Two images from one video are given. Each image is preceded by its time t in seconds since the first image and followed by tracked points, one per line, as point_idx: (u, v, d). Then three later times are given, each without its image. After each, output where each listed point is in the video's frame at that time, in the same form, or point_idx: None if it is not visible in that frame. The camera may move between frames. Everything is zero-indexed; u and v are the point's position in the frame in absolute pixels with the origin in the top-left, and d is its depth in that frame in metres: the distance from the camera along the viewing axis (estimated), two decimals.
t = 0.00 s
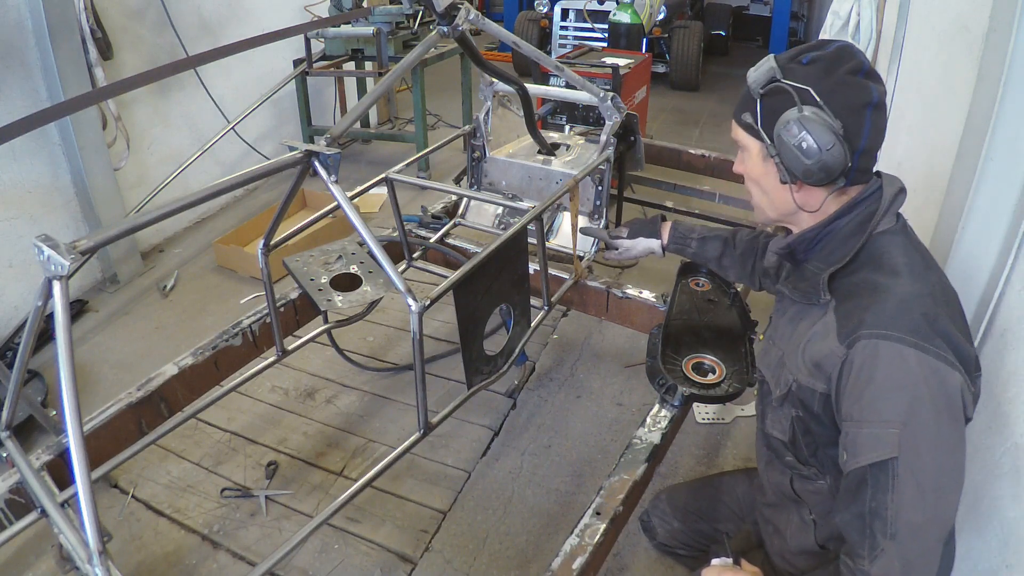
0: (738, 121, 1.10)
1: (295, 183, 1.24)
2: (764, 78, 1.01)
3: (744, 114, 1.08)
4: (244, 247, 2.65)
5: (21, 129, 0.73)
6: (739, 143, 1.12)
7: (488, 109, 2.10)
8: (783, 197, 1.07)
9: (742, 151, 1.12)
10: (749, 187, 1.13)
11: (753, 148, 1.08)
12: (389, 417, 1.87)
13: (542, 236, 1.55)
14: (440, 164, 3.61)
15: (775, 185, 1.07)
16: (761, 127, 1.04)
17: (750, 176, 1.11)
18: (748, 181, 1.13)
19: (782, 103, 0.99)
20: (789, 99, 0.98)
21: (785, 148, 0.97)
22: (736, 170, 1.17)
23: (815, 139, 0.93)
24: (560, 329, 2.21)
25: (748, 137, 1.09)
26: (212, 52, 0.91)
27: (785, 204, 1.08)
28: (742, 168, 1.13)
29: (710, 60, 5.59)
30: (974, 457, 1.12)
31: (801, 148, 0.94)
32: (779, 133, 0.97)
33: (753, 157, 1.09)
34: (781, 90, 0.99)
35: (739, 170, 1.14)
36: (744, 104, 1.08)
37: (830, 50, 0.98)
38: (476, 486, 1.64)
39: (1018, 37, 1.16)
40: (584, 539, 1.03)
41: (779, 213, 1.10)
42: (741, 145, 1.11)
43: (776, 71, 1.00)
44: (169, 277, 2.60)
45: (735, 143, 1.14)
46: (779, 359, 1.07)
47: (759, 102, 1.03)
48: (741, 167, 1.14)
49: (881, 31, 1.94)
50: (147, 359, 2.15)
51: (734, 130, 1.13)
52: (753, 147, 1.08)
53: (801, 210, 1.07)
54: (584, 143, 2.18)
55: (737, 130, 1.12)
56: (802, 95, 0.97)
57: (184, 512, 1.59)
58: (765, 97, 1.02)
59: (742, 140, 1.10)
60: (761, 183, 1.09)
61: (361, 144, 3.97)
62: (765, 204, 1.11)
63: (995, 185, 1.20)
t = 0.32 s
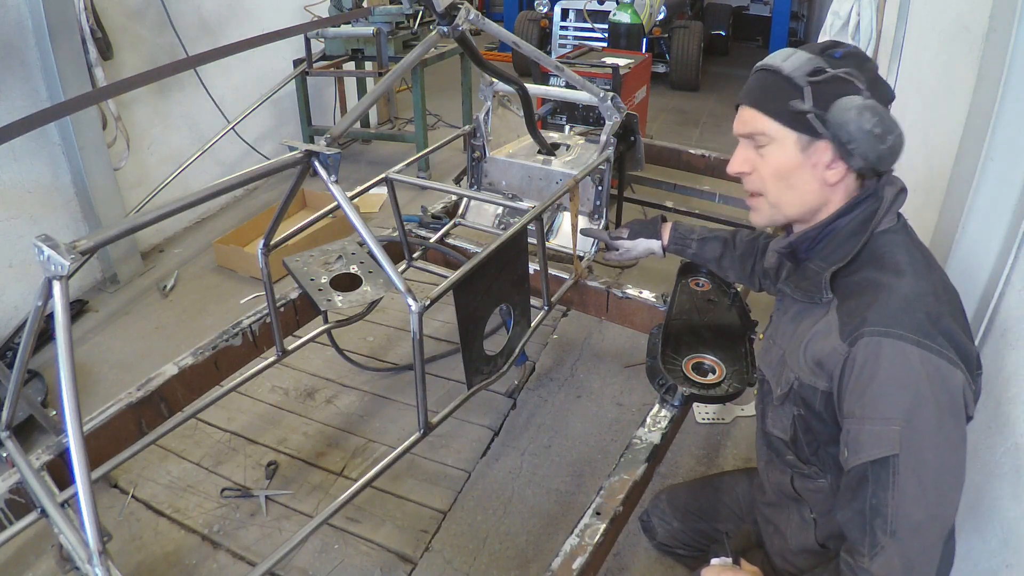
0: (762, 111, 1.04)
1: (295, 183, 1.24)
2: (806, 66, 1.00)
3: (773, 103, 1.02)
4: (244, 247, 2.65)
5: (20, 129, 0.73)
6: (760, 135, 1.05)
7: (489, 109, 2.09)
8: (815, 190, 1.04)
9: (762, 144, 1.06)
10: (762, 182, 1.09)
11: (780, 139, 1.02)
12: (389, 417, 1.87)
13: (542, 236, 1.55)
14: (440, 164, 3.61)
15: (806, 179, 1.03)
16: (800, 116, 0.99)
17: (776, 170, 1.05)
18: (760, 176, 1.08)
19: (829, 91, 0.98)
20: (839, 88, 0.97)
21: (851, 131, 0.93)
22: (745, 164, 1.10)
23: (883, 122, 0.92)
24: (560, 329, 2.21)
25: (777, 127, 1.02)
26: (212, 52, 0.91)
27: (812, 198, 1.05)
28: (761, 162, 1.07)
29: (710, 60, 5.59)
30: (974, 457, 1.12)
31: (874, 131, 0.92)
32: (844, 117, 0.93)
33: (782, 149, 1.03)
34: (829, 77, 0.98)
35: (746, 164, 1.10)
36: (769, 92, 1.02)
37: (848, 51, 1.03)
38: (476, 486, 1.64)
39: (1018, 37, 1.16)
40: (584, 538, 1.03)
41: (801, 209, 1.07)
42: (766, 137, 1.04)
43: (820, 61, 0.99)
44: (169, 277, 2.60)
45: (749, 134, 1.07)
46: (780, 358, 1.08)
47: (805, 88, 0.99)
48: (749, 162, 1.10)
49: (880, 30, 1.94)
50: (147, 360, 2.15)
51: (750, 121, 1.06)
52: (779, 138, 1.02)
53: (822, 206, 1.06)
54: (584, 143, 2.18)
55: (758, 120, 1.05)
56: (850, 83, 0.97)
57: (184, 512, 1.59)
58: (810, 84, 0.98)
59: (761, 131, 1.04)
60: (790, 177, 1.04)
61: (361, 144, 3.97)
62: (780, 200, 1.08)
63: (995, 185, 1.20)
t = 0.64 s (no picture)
0: (802, 102, 1.04)
1: (295, 183, 1.24)
2: (825, 61, 1.07)
3: (809, 93, 1.05)
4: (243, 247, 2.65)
5: (19, 130, 0.73)
6: (804, 126, 1.04)
7: (488, 109, 2.09)
8: (851, 182, 1.06)
9: (801, 137, 1.05)
10: (809, 178, 1.03)
11: (823, 129, 1.04)
12: (389, 417, 1.87)
13: (542, 236, 1.54)
14: (440, 163, 3.61)
15: (846, 171, 1.04)
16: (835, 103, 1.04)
17: (826, 160, 1.03)
18: (806, 172, 1.03)
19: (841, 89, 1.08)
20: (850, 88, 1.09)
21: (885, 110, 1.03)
22: (785, 161, 1.04)
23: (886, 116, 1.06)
24: (560, 329, 2.22)
25: (816, 118, 1.04)
26: (212, 52, 0.91)
27: (847, 194, 1.05)
28: (806, 154, 1.03)
29: (710, 60, 5.59)
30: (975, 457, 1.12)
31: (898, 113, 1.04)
32: (876, 101, 1.03)
33: (825, 138, 1.04)
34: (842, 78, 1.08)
35: (785, 164, 1.04)
36: (802, 85, 1.06)
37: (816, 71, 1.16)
38: (476, 486, 1.64)
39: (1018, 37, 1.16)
40: (584, 539, 1.03)
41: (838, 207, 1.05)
42: (811, 127, 1.04)
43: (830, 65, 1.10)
44: (169, 276, 2.61)
45: (788, 128, 1.05)
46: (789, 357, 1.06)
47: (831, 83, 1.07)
48: (788, 161, 1.04)
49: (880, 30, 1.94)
50: (147, 359, 2.15)
51: (784, 117, 1.05)
52: (822, 127, 1.04)
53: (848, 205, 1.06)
54: (584, 143, 2.18)
55: (797, 112, 1.04)
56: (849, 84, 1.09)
57: (183, 512, 1.59)
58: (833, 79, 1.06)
59: (803, 123, 1.04)
60: (834, 168, 1.03)
61: (361, 144, 3.97)
62: (828, 195, 1.04)
63: (994, 185, 1.20)
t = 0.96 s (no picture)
0: (815, 100, 1.04)
1: (295, 183, 1.24)
2: (839, 60, 1.07)
3: (822, 91, 1.04)
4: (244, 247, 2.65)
5: (18, 130, 0.73)
6: (816, 125, 1.04)
7: (489, 109, 2.09)
8: (862, 182, 1.05)
9: (812, 135, 1.04)
10: (820, 177, 1.03)
11: (835, 128, 1.03)
12: (389, 417, 1.87)
13: (542, 236, 1.54)
14: (440, 164, 3.61)
15: (857, 171, 1.04)
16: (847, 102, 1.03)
17: (838, 160, 1.02)
18: (818, 172, 1.03)
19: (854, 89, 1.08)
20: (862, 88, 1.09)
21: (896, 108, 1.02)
22: (796, 160, 1.04)
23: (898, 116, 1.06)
24: (560, 329, 2.22)
25: (828, 116, 1.04)
26: (212, 52, 0.91)
27: (857, 195, 1.04)
28: (818, 153, 1.03)
29: (710, 60, 5.59)
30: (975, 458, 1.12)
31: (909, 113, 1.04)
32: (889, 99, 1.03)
33: (837, 137, 1.03)
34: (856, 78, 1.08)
35: (796, 162, 1.04)
36: (814, 83, 1.05)
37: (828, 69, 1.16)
38: (476, 486, 1.64)
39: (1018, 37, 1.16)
40: (584, 539, 1.03)
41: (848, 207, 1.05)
42: (823, 125, 1.03)
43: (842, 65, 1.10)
44: (169, 276, 2.61)
45: (799, 126, 1.04)
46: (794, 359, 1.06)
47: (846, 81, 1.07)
48: (799, 159, 1.04)
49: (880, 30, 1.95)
50: (147, 359, 2.15)
51: (796, 115, 1.05)
52: (835, 126, 1.04)
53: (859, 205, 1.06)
54: (584, 144, 2.18)
55: (809, 111, 1.04)
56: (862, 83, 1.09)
57: (183, 512, 1.59)
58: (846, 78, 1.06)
59: (816, 121, 1.04)
60: (845, 168, 1.03)
61: (361, 144, 3.97)
62: (838, 194, 1.03)
63: (993, 186, 1.20)
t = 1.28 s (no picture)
0: (841, 112, 0.95)
1: (296, 182, 1.24)
2: (872, 63, 0.96)
3: (849, 103, 0.95)
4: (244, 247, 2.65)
5: (18, 130, 0.73)
6: (842, 139, 0.95)
7: (489, 109, 2.09)
8: (893, 195, 0.96)
9: (839, 151, 0.96)
10: (846, 195, 0.95)
11: (863, 140, 0.94)
12: (389, 417, 1.87)
13: (542, 236, 1.54)
14: (440, 164, 3.61)
15: (887, 185, 0.95)
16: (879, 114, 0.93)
17: (865, 176, 0.94)
18: (845, 188, 0.95)
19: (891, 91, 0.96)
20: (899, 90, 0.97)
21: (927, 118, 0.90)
22: (820, 177, 0.96)
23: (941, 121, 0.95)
24: (560, 329, 2.22)
25: (857, 130, 0.94)
26: (212, 51, 0.91)
27: (887, 209, 0.96)
28: (844, 170, 0.95)
29: (711, 60, 5.59)
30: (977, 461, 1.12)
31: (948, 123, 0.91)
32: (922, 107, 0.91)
33: (865, 152, 0.94)
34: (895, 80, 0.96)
35: (821, 178, 0.97)
36: (841, 92, 0.95)
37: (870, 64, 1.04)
38: (476, 486, 1.65)
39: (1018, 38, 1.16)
40: (584, 539, 1.03)
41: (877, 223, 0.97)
42: (849, 139, 0.94)
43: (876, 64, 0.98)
44: (169, 276, 2.61)
45: (824, 141, 0.96)
46: (823, 370, 0.97)
47: (879, 87, 0.95)
48: (825, 175, 0.96)
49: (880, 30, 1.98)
50: (147, 359, 2.15)
51: (821, 128, 0.96)
52: (863, 139, 0.94)
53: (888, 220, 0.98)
54: (584, 144, 2.18)
55: (836, 124, 0.95)
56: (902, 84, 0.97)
57: (183, 512, 1.59)
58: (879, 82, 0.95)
59: (842, 134, 0.95)
60: (873, 184, 0.95)
61: (361, 144, 3.97)
62: (867, 211, 0.95)
63: (992, 188, 1.20)
